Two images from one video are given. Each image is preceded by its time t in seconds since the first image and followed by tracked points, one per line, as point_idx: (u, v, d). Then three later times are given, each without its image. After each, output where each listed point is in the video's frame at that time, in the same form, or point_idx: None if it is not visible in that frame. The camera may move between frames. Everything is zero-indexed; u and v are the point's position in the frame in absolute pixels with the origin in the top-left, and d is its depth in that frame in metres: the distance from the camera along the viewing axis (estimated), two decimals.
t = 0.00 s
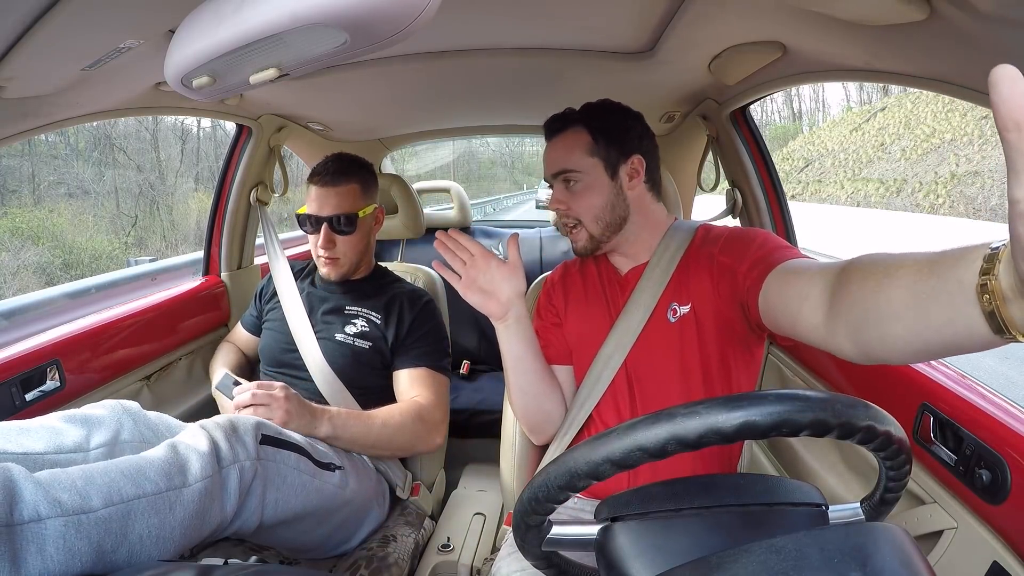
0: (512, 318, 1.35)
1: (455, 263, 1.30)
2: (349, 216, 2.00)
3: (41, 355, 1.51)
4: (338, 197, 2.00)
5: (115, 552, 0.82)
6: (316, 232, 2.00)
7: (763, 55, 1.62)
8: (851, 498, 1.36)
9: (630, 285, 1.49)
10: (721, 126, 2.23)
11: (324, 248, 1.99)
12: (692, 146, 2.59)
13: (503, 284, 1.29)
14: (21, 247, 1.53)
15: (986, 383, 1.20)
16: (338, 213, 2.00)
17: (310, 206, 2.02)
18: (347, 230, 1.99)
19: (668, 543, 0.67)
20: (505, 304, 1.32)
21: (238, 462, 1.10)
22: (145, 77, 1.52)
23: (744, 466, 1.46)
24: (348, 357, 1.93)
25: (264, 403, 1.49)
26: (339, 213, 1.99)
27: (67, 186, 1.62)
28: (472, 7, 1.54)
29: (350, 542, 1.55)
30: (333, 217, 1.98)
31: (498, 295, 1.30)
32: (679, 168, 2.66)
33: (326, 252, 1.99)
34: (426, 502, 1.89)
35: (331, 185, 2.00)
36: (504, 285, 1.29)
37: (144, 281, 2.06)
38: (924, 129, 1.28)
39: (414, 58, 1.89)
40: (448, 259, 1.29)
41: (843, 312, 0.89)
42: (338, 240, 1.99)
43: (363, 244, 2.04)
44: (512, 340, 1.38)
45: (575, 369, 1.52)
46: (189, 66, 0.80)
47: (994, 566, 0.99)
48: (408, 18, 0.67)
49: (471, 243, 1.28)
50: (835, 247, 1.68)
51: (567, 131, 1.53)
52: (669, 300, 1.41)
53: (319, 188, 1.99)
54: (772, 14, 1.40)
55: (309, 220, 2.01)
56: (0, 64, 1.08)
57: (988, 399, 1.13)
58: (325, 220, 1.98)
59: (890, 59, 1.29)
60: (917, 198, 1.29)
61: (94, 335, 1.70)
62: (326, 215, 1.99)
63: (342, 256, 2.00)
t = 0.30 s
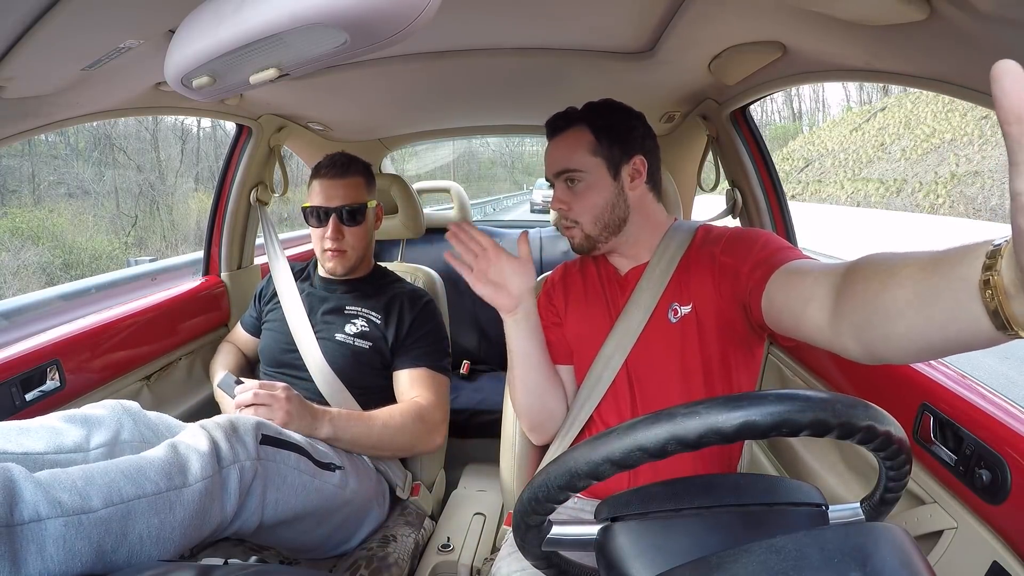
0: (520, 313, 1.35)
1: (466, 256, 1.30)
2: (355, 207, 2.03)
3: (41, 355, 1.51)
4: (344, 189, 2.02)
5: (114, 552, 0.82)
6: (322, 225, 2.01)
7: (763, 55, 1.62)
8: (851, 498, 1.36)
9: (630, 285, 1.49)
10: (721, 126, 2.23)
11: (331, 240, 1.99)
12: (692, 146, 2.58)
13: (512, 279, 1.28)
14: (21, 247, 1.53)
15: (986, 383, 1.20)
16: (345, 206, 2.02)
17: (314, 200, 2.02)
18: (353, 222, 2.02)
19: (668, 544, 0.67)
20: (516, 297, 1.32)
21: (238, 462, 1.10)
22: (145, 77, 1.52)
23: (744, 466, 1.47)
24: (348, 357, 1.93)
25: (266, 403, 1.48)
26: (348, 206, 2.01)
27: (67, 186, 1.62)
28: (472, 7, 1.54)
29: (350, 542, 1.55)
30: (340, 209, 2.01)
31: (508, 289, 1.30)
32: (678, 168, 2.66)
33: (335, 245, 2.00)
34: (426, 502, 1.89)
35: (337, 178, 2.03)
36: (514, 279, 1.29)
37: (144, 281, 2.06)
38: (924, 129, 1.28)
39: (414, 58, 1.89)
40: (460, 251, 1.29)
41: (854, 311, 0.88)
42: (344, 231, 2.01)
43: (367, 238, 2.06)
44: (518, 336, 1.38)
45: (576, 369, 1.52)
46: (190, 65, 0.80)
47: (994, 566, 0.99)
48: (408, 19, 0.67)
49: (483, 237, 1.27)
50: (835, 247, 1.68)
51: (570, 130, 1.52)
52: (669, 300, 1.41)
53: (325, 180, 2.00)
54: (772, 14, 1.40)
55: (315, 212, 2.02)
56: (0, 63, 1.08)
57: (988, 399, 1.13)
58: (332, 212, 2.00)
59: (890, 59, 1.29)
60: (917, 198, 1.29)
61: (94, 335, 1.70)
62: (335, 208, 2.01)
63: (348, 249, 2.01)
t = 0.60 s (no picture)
0: (516, 327, 1.34)
1: (465, 261, 1.27)
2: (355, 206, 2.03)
3: (41, 355, 1.51)
4: (345, 188, 2.03)
5: (114, 552, 0.82)
6: (322, 223, 2.01)
7: (763, 54, 1.62)
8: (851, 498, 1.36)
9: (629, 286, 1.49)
10: (721, 126, 2.23)
11: (330, 238, 2.00)
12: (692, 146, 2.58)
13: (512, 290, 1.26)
14: (21, 247, 1.53)
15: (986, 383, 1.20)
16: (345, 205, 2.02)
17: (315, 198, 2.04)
18: (353, 221, 2.02)
19: (668, 544, 0.67)
20: (511, 312, 1.30)
21: (237, 461, 1.10)
22: (145, 76, 1.52)
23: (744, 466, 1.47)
24: (347, 357, 1.93)
25: (268, 394, 1.48)
26: (349, 203, 2.02)
27: (67, 186, 1.62)
28: (472, 7, 1.54)
29: (350, 542, 1.55)
30: (341, 207, 2.01)
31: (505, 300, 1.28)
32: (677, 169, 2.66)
33: (334, 244, 1.99)
34: (426, 502, 1.89)
35: (338, 176, 2.04)
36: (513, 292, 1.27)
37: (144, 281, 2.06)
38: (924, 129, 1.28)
39: (414, 58, 1.89)
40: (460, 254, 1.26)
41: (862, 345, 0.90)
42: (344, 229, 2.01)
43: (367, 237, 2.06)
44: (515, 350, 1.38)
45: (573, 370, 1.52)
46: (189, 65, 0.80)
47: (994, 566, 0.99)
48: (408, 19, 0.67)
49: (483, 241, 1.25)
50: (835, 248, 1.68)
51: (568, 121, 1.57)
52: (670, 301, 1.41)
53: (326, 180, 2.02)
54: (772, 14, 1.40)
55: (315, 211, 2.03)
56: None
57: (988, 399, 1.13)
58: (332, 210, 2.00)
59: (890, 59, 1.29)
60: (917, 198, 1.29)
61: (94, 334, 1.69)
62: (336, 205, 2.01)
63: (348, 247, 2.01)
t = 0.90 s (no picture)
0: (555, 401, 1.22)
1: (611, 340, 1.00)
2: (355, 204, 2.04)
3: (41, 355, 1.51)
4: (345, 185, 2.05)
5: (114, 551, 0.82)
6: (322, 219, 2.02)
7: (763, 55, 1.62)
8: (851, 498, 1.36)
9: (626, 288, 1.50)
10: (721, 126, 2.22)
11: (329, 234, 2.01)
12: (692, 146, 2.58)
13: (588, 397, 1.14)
14: (21, 247, 1.53)
15: (987, 383, 1.21)
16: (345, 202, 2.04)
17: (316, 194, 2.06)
18: (353, 218, 2.03)
19: (669, 543, 0.67)
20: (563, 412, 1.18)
21: (237, 461, 1.10)
22: (146, 77, 1.52)
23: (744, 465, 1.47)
24: (347, 357, 1.92)
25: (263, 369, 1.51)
26: (348, 200, 2.03)
27: (67, 187, 1.62)
28: (472, 7, 1.54)
29: (350, 542, 1.55)
30: (340, 203, 2.02)
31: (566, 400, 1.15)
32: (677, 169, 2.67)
33: (333, 241, 2.00)
34: (426, 502, 1.89)
35: (339, 174, 2.06)
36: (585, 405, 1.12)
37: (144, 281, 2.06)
38: (924, 129, 1.29)
39: (414, 58, 1.89)
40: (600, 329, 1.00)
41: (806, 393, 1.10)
42: (344, 226, 2.02)
43: (365, 236, 2.06)
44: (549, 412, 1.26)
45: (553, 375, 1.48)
46: (190, 66, 0.80)
47: (994, 566, 0.99)
48: (408, 19, 0.67)
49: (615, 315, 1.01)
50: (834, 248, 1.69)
51: (594, 112, 1.52)
52: (675, 304, 1.44)
53: (327, 176, 2.04)
54: (772, 14, 1.40)
55: (314, 207, 2.04)
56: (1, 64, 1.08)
57: (988, 399, 1.13)
58: (332, 205, 2.02)
59: (890, 60, 1.29)
60: (917, 198, 1.32)
61: (94, 334, 1.70)
62: (336, 201, 2.03)
63: (347, 244, 2.01)
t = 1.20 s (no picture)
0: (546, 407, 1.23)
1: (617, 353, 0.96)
2: (358, 203, 2.04)
3: (41, 355, 1.51)
4: (348, 183, 2.04)
5: (113, 551, 0.82)
6: (323, 217, 2.01)
7: (763, 55, 1.62)
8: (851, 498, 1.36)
9: (623, 288, 1.51)
10: (721, 126, 2.23)
11: (332, 233, 2.00)
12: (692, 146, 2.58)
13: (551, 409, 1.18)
14: (21, 247, 1.53)
15: (986, 382, 1.20)
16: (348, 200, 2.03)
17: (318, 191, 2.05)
18: (355, 217, 2.02)
19: (671, 543, 0.67)
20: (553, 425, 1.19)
21: (237, 461, 1.10)
22: (145, 76, 1.52)
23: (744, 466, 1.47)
24: (347, 357, 1.92)
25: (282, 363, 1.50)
26: (351, 199, 2.03)
27: (67, 187, 1.62)
28: (472, 7, 1.54)
29: (350, 542, 1.55)
30: (342, 201, 2.01)
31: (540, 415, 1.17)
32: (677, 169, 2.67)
33: (334, 238, 1.99)
34: (426, 502, 1.89)
35: (342, 173, 2.05)
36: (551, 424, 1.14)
37: (144, 281, 2.06)
38: (924, 129, 1.29)
39: (413, 58, 1.89)
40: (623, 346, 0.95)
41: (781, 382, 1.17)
42: (346, 224, 2.01)
43: (367, 235, 2.06)
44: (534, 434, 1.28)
45: (552, 390, 1.49)
46: (190, 66, 0.81)
47: (994, 566, 0.98)
48: (407, 19, 0.67)
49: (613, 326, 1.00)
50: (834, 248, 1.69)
51: (619, 111, 1.50)
52: (673, 300, 1.46)
53: (331, 175, 2.03)
54: (772, 14, 1.40)
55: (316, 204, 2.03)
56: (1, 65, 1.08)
57: (988, 399, 1.13)
58: (334, 204, 2.01)
59: (890, 60, 1.29)
60: (917, 198, 1.32)
61: (94, 334, 1.70)
62: (338, 199, 2.02)
63: (349, 243, 2.01)
